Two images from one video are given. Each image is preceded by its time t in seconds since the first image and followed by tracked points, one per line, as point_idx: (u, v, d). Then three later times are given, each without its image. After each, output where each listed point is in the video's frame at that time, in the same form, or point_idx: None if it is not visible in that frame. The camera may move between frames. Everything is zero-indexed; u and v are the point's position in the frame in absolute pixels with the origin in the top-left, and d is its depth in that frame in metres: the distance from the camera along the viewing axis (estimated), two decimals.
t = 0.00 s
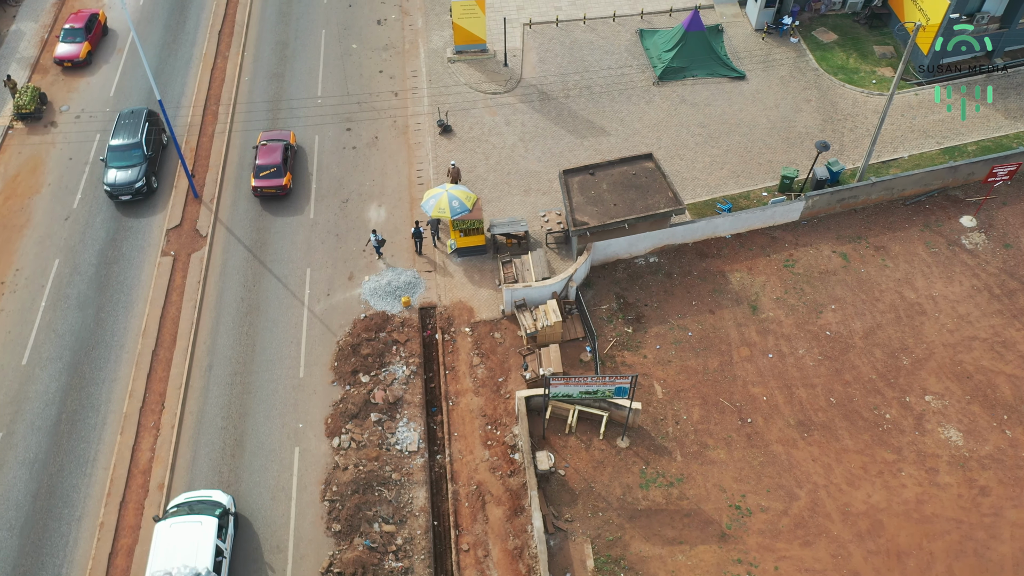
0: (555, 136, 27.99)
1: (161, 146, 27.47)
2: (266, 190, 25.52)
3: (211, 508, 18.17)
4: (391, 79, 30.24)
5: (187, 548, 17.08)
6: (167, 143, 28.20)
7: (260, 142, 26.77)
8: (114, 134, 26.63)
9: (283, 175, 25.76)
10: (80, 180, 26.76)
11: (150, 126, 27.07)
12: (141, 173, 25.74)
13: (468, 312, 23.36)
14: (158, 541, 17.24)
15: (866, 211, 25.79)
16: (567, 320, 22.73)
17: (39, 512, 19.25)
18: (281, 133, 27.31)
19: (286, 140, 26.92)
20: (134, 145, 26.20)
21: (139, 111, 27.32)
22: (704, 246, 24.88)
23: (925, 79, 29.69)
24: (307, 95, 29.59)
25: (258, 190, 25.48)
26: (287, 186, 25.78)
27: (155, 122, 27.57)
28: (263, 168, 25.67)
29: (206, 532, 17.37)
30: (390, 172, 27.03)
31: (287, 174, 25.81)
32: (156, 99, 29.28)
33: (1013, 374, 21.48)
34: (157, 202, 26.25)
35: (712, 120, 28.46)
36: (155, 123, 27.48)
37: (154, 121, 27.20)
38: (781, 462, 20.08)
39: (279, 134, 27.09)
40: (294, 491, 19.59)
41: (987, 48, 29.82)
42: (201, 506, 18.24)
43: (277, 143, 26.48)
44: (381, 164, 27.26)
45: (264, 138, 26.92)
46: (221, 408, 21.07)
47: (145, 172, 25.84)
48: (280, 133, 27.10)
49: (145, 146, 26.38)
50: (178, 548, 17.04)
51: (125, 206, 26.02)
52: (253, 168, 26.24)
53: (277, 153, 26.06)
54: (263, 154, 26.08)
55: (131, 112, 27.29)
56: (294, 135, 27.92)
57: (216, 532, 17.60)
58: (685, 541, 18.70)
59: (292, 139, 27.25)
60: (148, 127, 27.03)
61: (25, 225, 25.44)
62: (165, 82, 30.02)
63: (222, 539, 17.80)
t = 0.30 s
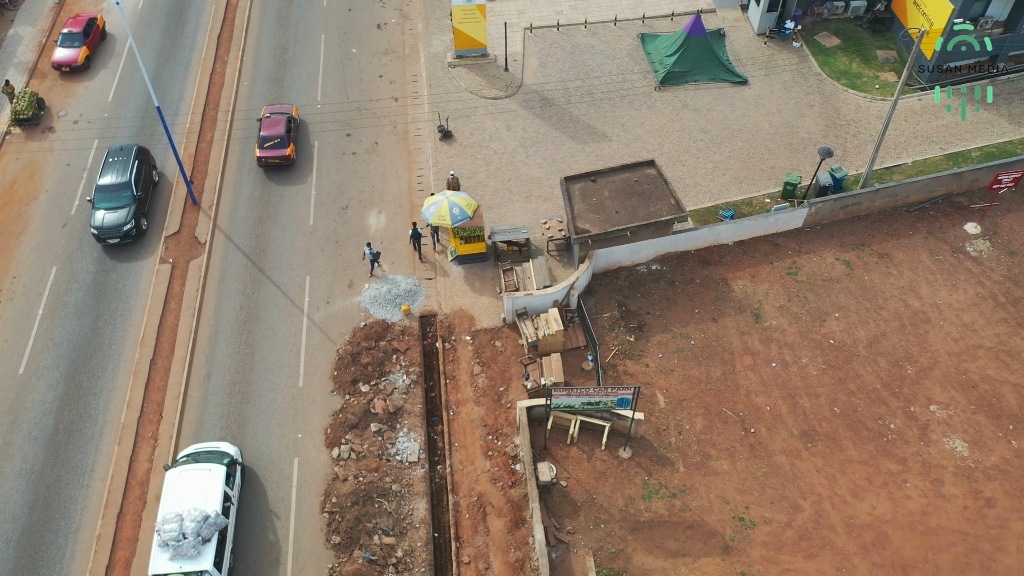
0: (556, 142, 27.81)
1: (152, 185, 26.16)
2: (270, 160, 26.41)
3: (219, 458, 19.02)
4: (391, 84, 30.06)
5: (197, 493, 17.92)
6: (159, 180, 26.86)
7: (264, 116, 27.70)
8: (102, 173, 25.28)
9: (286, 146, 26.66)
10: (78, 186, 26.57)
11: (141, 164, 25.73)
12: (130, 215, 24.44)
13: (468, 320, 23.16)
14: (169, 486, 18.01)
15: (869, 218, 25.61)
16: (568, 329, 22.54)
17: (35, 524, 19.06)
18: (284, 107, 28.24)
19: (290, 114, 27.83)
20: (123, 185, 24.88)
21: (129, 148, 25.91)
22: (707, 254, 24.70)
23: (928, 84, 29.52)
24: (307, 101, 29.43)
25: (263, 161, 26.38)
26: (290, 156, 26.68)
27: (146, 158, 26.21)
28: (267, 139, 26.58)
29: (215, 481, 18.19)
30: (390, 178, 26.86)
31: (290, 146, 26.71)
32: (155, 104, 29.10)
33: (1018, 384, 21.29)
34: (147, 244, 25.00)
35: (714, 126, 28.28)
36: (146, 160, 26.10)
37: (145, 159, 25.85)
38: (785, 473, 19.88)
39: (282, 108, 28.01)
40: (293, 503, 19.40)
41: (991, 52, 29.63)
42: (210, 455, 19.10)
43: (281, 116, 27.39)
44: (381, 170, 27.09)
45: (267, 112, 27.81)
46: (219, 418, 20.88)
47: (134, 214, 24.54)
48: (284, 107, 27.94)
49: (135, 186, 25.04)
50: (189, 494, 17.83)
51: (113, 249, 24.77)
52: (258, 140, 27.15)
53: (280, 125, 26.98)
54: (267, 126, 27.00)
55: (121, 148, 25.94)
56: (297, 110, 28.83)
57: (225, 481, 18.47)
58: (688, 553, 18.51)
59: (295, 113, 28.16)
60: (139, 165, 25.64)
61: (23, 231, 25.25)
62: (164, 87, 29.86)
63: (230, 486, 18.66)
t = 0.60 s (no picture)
0: (557, 147, 27.63)
1: (141, 227, 24.91)
2: (274, 133, 27.35)
3: (227, 411, 19.84)
4: (391, 89, 29.89)
5: (206, 441, 18.70)
6: (149, 222, 25.57)
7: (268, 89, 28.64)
8: (89, 215, 23.98)
9: (289, 118, 27.57)
10: (77, 192, 26.40)
11: (130, 205, 24.43)
12: (118, 261, 23.18)
13: (469, 328, 22.97)
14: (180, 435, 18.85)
15: (873, 225, 25.42)
16: (570, 337, 22.34)
17: (32, 536, 18.87)
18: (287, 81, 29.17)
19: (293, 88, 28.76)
20: (110, 229, 23.58)
21: (118, 188, 24.61)
22: (709, 261, 24.51)
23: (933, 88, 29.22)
24: (307, 106, 29.24)
25: (267, 132, 27.32)
26: (293, 128, 27.61)
27: (136, 199, 24.90)
28: (271, 112, 27.49)
29: (224, 431, 19.02)
30: (390, 184, 26.67)
31: (293, 118, 27.62)
32: (153, 109, 28.93)
33: None
34: (136, 291, 23.75)
35: (716, 131, 28.10)
36: (136, 201, 24.82)
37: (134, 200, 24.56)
38: (789, 484, 19.68)
39: (286, 82, 28.94)
40: (293, 514, 19.20)
41: (994, 58, 29.39)
42: (218, 408, 19.93)
43: (284, 90, 28.30)
44: (381, 176, 26.91)
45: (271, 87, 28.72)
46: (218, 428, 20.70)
47: (122, 260, 23.27)
48: (286, 82, 28.83)
49: (123, 229, 23.77)
50: (199, 443, 18.66)
51: (100, 295, 23.53)
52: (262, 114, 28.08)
53: (283, 98, 27.90)
54: (270, 100, 27.92)
55: (109, 187, 24.64)
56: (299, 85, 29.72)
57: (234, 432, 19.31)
58: (691, 566, 18.31)
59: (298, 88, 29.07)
60: (128, 207, 24.34)
61: (20, 238, 25.07)
62: (163, 92, 29.70)
63: (237, 437, 19.50)
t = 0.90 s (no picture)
0: (558, 153, 27.44)
1: (130, 272, 23.74)
2: (277, 106, 28.20)
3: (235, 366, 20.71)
4: (392, 94, 29.71)
5: (215, 393, 19.59)
6: (138, 266, 24.37)
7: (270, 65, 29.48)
8: (75, 261, 22.79)
9: (292, 92, 28.44)
10: (74, 199, 26.21)
11: (118, 250, 23.26)
12: (104, 312, 22.01)
13: (470, 337, 22.78)
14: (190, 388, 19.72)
15: (877, 232, 25.23)
16: (572, 346, 22.14)
17: (29, 549, 18.68)
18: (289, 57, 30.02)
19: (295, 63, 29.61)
20: (97, 276, 22.40)
21: (105, 232, 23.42)
22: (712, 269, 24.33)
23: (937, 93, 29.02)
24: (306, 111, 29.05)
25: (270, 106, 28.18)
26: (296, 102, 28.47)
27: (124, 243, 23.73)
28: (273, 86, 28.32)
29: (231, 384, 19.86)
30: (390, 191, 26.48)
31: (296, 92, 28.49)
32: (152, 115, 28.74)
33: None
34: (123, 343, 22.54)
35: (718, 137, 27.91)
36: (124, 244, 23.62)
37: (122, 244, 23.39)
38: (793, 495, 19.47)
39: (288, 58, 29.79)
40: (292, 526, 18.99)
41: (999, 63, 29.01)
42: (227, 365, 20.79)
43: (286, 65, 29.13)
44: (381, 182, 26.73)
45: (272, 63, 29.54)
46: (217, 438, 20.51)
47: (109, 310, 22.09)
48: (289, 58, 29.69)
49: (111, 276, 22.59)
50: (208, 395, 19.53)
51: (85, 346, 22.34)
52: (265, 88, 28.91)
53: (285, 73, 28.74)
54: (273, 75, 28.76)
55: (96, 231, 23.46)
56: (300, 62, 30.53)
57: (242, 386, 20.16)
58: None
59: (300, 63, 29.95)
60: (115, 252, 23.15)
61: (18, 245, 24.89)
62: (161, 97, 29.52)
63: (245, 391, 20.35)
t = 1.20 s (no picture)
0: (560, 159, 27.26)
1: (118, 321, 22.59)
2: (280, 80, 29.18)
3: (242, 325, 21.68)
4: (392, 99, 29.53)
5: (224, 349, 20.55)
6: (127, 313, 23.21)
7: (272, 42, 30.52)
8: (59, 312, 21.60)
9: (294, 67, 29.45)
10: (72, 206, 26.01)
11: (105, 300, 22.09)
12: (90, 367, 20.89)
13: (471, 346, 22.59)
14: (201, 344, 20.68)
15: (881, 239, 25.05)
16: (574, 355, 21.97)
17: (25, 562, 18.48)
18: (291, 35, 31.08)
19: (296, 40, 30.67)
20: (82, 330, 21.24)
21: (91, 280, 22.19)
22: (715, 276, 24.14)
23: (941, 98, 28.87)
24: (306, 115, 28.90)
25: (273, 80, 29.16)
26: (298, 77, 29.49)
27: (112, 291, 22.57)
28: (276, 61, 29.32)
29: (239, 340, 20.82)
30: (391, 197, 26.29)
31: (298, 67, 29.51)
32: (150, 120, 28.56)
33: None
34: (110, 399, 21.42)
35: (721, 143, 27.73)
36: (112, 293, 22.47)
37: (109, 293, 22.23)
38: (798, 507, 19.25)
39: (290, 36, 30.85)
40: (291, 538, 18.78)
41: (1003, 67, 28.82)
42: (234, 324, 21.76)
43: (288, 42, 30.16)
44: (382, 188, 26.55)
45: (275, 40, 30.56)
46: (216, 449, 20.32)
47: (95, 366, 20.97)
48: (291, 34, 30.68)
49: (97, 329, 21.44)
50: (218, 350, 20.49)
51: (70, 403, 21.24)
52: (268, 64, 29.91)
53: (288, 49, 29.78)
54: (276, 51, 29.78)
55: (82, 279, 22.27)
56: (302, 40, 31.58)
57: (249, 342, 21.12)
58: None
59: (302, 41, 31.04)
60: (102, 303, 21.97)
61: (15, 253, 24.70)
62: (160, 102, 29.35)
63: (252, 349, 21.29)
